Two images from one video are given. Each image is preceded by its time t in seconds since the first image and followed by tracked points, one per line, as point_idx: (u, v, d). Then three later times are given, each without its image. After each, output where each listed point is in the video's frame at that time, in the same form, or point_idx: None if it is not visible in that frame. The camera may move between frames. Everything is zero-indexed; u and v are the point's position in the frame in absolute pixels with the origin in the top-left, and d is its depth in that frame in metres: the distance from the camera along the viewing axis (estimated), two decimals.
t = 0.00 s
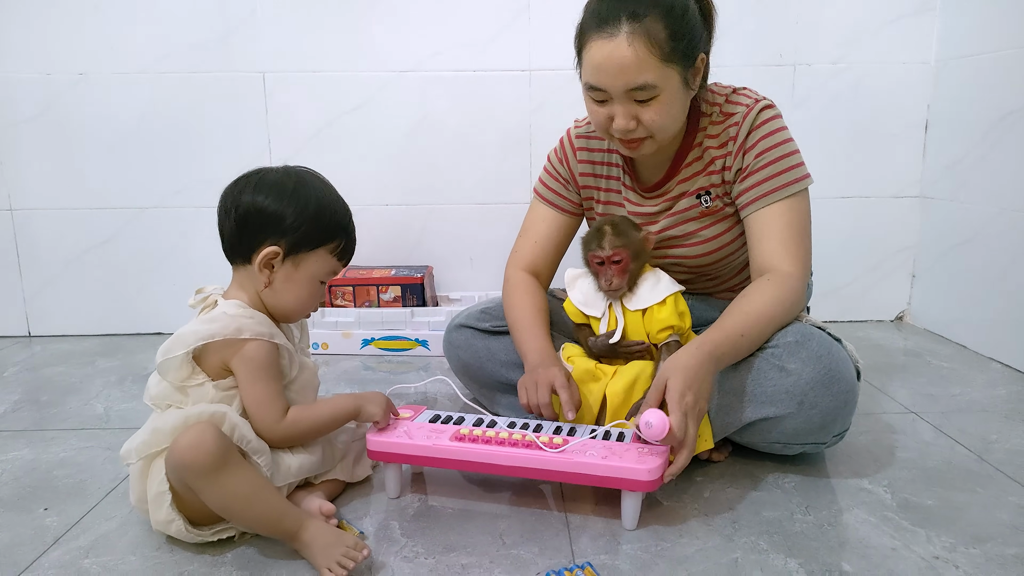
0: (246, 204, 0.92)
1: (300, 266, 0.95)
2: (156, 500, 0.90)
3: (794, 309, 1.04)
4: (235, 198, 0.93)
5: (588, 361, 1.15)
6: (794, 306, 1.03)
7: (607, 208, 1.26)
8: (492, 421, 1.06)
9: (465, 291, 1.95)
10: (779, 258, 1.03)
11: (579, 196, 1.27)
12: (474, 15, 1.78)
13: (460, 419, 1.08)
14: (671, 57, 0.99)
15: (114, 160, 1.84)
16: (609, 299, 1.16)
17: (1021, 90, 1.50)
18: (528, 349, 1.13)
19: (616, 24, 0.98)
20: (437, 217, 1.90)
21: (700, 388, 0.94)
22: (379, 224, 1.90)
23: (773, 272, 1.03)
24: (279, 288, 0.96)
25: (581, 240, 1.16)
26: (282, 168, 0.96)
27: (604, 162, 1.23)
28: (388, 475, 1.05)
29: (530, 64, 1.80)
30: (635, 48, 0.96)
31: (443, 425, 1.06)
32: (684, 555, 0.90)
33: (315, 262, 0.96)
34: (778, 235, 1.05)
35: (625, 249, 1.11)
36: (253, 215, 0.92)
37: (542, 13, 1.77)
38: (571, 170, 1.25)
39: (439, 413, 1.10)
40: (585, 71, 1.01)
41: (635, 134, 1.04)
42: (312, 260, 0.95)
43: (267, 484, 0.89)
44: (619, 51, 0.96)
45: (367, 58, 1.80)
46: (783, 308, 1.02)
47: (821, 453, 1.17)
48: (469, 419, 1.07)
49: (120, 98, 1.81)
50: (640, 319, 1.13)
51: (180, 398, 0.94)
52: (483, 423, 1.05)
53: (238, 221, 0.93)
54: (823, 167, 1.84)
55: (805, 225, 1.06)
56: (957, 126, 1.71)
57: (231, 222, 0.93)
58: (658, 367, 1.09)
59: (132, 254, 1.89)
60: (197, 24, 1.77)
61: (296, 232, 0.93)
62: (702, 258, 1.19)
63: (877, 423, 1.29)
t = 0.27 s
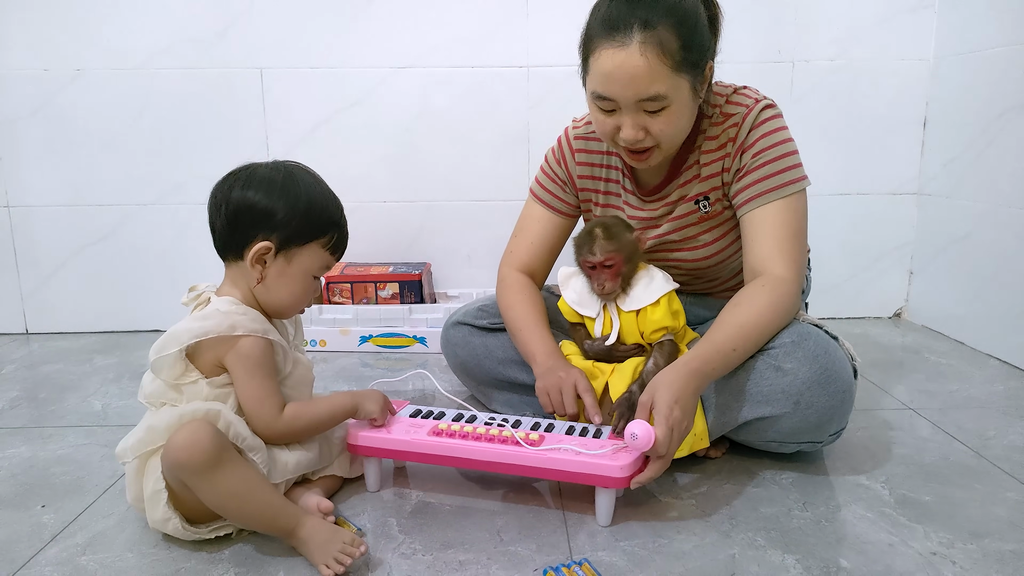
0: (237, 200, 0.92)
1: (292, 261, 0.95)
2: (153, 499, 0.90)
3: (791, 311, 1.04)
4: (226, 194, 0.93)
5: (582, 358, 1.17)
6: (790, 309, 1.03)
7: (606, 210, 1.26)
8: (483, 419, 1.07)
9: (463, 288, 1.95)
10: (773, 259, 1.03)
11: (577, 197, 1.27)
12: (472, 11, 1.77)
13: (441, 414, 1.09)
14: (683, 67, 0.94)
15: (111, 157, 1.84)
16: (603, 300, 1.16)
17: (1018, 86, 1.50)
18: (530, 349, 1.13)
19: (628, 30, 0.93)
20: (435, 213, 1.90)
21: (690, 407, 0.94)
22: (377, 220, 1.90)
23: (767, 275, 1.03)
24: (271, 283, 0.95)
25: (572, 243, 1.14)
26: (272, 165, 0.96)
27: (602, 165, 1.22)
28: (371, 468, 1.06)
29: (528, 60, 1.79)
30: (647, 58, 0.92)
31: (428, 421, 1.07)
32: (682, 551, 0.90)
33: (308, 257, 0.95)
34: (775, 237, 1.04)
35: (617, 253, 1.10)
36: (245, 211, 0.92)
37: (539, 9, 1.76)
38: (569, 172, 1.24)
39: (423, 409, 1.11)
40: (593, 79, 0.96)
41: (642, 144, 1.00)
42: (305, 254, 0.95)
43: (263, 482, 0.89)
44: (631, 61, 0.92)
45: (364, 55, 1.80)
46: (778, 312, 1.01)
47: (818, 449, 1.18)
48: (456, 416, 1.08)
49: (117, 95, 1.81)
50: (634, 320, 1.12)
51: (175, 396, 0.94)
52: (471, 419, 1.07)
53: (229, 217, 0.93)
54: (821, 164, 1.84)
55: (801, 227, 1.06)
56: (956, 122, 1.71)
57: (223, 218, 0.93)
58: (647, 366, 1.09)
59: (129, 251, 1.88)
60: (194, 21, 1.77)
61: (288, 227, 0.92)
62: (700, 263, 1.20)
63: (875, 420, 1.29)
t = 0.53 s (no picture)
0: (233, 196, 0.92)
1: (289, 256, 0.94)
2: (150, 495, 0.90)
3: (789, 308, 1.04)
4: (222, 189, 0.93)
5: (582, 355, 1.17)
6: (787, 306, 1.03)
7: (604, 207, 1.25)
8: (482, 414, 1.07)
9: (461, 284, 1.95)
10: (773, 256, 1.03)
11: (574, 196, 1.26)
12: (470, 7, 1.77)
13: (437, 410, 1.10)
14: (685, 65, 0.94)
15: (109, 153, 1.83)
16: (599, 299, 1.15)
17: (1018, 82, 1.50)
18: (535, 343, 1.12)
19: (629, 29, 0.92)
20: (434, 210, 1.89)
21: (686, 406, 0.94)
22: (375, 216, 1.90)
23: (766, 273, 1.03)
24: (268, 279, 0.95)
25: (567, 241, 1.14)
26: (268, 160, 0.95)
27: (600, 163, 1.22)
28: (367, 463, 1.06)
29: (527, 56, 1.79)
30: (648, 57, 0.91)
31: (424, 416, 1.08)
32: (679, 546, 0.90)
33: (304, 253, 0.95)
34: (775, 234, 1.04)
35: (612, 250, 1.10)
36: (242, 206, 0.92)
37: (537, 4, 1.76)
38: (567, 170, 1.24)
39: (418, 404, 1.12)
40: (593, 76, 0.96)
41: (642, 142, 0.99)
42: (301, 250, 0.95)
43: (260, 478, 0.89)
44: (632, 59, 0.91)
45: (362, 51, 1.79)
46: (775, 309, 1.01)
47: (816, 445, 1.18)
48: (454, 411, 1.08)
49: (115, 91, 1.80)
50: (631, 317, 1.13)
51: (170, 392, 0.94)
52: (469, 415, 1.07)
53: (226, 212, 0.93)
54: (820, 160, 1.84)
55: (801, 224, 1.06)
56: (954, 117, 1.71)
57: (219, 213, 0.93)
58: (643, 361, 1.09)
59: (127, 248, 1.88)
60: (191, 16, 1.76)
61: (286, 222, 0.92)
62: (700, 261, 1.20)
63: (873, 415, 1.29)
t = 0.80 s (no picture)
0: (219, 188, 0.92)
1: (276, 250, 0.94)
2: (146, 491, 0.89)
3: (788, 304, 1.03)
4: (211, 181, 0.93)
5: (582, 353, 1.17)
6: (786, 302, 1.02)
7: (603, 203, 1.25)
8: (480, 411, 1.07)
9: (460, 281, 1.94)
10: (772, 252, 1.03)
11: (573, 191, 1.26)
12: (468, 3, 1.76)
13: (435, 405, 1.09)
14: (685, 65, 0.93)
15: (106, 149, 1.83)
16: (599, 297, 1.15)
17: (1018, 78, 1.50)
18: (535, 342, 1.12)
19: (630, 28, 0.92)
20: (432, 206, 1.89)
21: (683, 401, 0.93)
22: (373, 212, 1.89)
23: (764, 268, 1.03)
24: (257, 273, 0.95)
25: (567, 239, 1.13)
26: (256, 154, 0.95)
27: (600, 159, 1.21)
28: (364, 459, 1.06)
29: (525, 52, 1.78)
30: (649, 57, 0.91)
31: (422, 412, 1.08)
32: (678, 542, 0.90)
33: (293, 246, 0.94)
34: (775, 230, 1.04)
35: (613, 248, 1.09)
36: (228, 199, 0.92)
37: None
38: (566, 166, 1.24)
39: (416, 399, 1.11)
40: (593, 74, 0.95)
41: (641, 141, 0.99)
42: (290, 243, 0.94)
43: (258, 474, 0.88)
44: (632, 58, 0.91)
45: (360, 46, 1.79)
46: (774, 305, 1.01)
47: (815, 441, 1.17)
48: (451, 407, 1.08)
49: (112, 87, 1.79)
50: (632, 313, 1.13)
51: (166, 387, 0.93)
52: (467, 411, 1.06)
53: (213, 205, 0.92)
54: (819, 156, 1.83)
55: (801, 220, 1.05)
56: (954, 113, 1.70)
57: (207, 206, 0.93)
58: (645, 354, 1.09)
59: (125, 244, 1.88)
60: (189, 11, 1.76)
61: (273, 214, 0.91)
62: (699, 258, 1.20)
63: (872, 412, 1.29)
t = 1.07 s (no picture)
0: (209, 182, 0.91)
1: (268, 245, 0.93)
2: (141, 488, 0.89)
3: (788, 300, 1.03)
4: (200, 175, 0.92)
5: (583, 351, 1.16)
6: (786, 298, 1.02)
7: (603, 198, 1.24)
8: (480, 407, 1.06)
9: (459, 276, 1.93)
10: (773, 248, 1.02)
11: (573, 186, 1.25)
12: None
13: (434, 402, 1.09)
14: (684, 56, 0.92)
15: (104, 144, 1.82)
16: (599, 296, 1.14)
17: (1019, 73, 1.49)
18: (533, 337, 1.11)
19: (629, 17, 0.91)
20: (432, 201, 1.88)
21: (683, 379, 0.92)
22: (372, 208, 1.88)
23: (765, 263, 1.02)
24: (249, 269, 0.94)
25: (568, 238, 1.13)
26: (245, 147, 0.94)
27: (599, 153, 1.20)
28: (362, 456, 1.05)
29: (524, 47, 1.78)
30: (648, 46, 0.90)
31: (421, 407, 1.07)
32: (678, 539, 0.90)
33: (285, 240, 0.93)
34: (776, 225, 1.03)
35: (615, 248, 1.09)
36: (217, 193, 0.91)
37: None
38: (566, 161, 1.23)
39: (414, 396, 1.11)
40: (591, 64, 0.94)
41: (640, 133, 0.98)
42: (281, 238, 0.93)
43: (255, 472, 0.88)
44: (631, 48, 0.90)
45: (359, 41, 1.78)
46: (774, 301, 1.01)
47: (815, 438, 1.17)
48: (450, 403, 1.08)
49: (109, 82, 1.79)
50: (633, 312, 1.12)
51: (161, 384, 0.93)
52: (466, 408, 1.06)
53: (203, 199, 0.92)
54: (819, 151, 1.83)
55: (802, 215, 1.05)
56: (955, 108, 1.70)
57: (197, 201, 0.93)
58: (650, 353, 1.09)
59: (123, 240, 1.87)
60: (186, 6, 1.75)
61: (261, 209, 0.91)
62: (699, 253, 1.19)
63: (873, 408, 1.29)
